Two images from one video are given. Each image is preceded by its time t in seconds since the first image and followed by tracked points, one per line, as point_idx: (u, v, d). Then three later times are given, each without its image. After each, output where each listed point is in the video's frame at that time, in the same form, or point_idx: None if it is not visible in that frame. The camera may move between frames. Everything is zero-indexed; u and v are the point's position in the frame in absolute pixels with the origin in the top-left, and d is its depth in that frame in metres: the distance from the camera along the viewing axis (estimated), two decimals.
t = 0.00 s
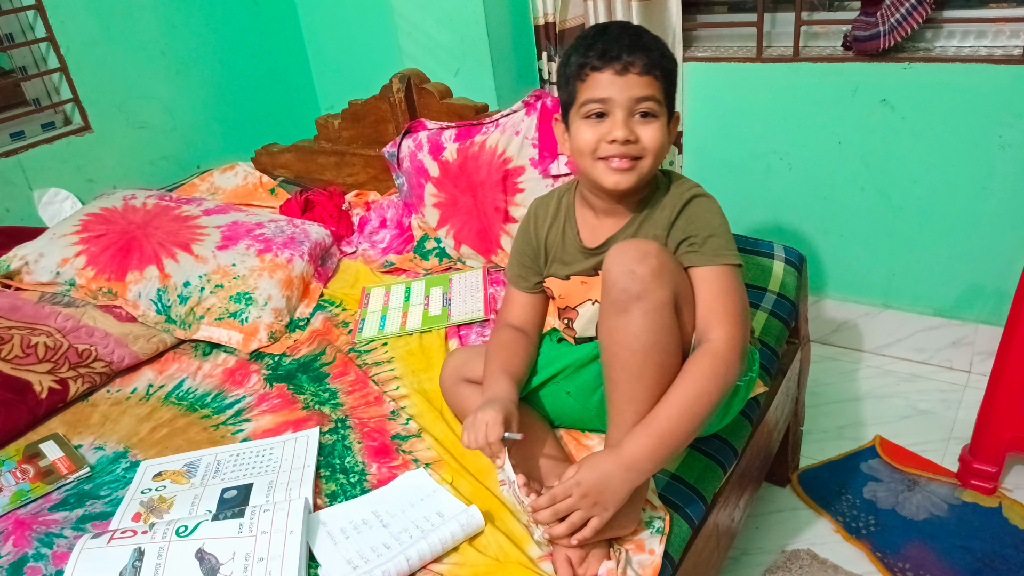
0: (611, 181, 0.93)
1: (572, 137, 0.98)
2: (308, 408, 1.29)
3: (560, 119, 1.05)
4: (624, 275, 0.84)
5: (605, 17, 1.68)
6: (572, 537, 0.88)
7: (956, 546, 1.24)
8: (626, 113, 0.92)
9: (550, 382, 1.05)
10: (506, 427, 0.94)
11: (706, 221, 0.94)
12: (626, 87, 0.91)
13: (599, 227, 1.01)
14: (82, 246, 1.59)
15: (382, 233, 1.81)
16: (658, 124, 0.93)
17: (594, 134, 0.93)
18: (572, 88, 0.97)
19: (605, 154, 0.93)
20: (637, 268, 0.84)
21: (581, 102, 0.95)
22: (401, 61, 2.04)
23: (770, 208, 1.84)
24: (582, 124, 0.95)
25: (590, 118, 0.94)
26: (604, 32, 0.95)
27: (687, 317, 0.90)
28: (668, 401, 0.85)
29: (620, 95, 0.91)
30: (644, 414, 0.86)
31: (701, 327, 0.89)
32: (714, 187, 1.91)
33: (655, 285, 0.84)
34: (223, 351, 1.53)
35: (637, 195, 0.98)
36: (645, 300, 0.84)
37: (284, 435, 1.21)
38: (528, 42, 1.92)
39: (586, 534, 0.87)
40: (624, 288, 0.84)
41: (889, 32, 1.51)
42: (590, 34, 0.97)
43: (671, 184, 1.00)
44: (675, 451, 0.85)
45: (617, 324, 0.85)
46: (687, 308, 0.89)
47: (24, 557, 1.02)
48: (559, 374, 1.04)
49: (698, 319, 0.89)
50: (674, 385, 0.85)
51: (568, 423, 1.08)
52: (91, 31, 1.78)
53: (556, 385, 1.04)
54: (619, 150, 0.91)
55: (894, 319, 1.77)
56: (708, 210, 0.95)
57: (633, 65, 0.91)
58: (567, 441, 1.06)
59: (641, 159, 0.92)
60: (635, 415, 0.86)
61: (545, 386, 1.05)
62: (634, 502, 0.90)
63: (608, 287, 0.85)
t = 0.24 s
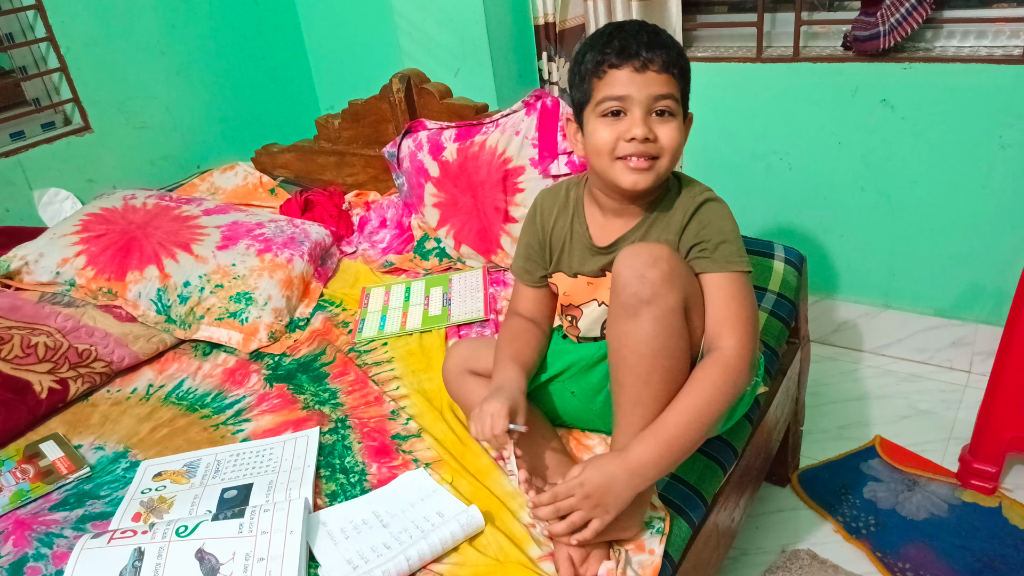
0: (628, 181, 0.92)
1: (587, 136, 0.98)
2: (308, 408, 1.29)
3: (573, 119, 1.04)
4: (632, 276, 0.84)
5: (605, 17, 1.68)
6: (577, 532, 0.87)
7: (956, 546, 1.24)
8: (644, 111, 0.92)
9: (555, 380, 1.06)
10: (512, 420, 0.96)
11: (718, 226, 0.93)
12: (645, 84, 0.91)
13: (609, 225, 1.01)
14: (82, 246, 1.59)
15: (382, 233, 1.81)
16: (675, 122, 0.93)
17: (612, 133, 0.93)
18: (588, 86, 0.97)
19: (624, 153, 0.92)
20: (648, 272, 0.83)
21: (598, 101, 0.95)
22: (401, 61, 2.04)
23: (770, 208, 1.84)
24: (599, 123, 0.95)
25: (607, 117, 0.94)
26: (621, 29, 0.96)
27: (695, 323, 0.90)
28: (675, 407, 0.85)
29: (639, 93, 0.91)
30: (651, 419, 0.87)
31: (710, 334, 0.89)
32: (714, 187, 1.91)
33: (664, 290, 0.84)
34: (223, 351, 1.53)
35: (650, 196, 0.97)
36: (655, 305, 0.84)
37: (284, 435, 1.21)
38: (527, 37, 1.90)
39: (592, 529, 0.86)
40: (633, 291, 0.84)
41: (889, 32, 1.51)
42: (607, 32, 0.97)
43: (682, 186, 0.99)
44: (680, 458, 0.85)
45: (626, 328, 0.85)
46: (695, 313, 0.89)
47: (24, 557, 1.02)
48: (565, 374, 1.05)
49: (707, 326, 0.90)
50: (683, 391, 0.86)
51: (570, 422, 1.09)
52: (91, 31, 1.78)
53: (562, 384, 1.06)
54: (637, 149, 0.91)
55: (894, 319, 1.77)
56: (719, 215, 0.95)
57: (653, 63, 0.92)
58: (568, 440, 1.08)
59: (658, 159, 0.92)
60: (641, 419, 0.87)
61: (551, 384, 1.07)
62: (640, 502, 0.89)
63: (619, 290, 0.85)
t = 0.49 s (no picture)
0: (623, 187, 0.93)
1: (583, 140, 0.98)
2: (308, 408, 1.29)
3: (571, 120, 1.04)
4: (640, 280, 0.83)
5: (605, 17, 1.68)
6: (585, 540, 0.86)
7: (956, 546, 1.24)
8: (637, 117, 0.92)
9: (553, 382, 1.08)
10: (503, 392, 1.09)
11: (720, 227, 0.93)
12: (637, 90, 0.91)
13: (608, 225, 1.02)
14: (82, 246, 1.59)
15: (382, 233, 1.82)
16: (670, 125, 0.92)
17: (605, 140, 0.93)
18: (582, 92, 0.97)
19: (618, 160, 0.93)
20: (657, 277, 0.83)
21: (591, 105, 0.95)
22: (401, 61, 2.04)
23: (770, 208, 1.84)
24: (593, 128, 0.95)
25: (601, 122, 0.94)
26: (613, 31, 0.94)
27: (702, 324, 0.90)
28: (686, 410, 0.86)
29: (631, 99, 0.91)
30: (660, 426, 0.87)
31: (717, 336, 0.90)
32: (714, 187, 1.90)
33: (674, 295, 0.83)
34: (223, 351, 1.53)
35: (649, 197, 0.97)
36: (664, 311, 0.83)
37: (284, 435, 1.21)
38: (527, 37, 1.91)
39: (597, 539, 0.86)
40: (643, 297, 0.83)
41: (889, 32, 1.51)
42: (599, 34, 0.95)
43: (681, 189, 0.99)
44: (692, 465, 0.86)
45: (635, 334, 0.85)
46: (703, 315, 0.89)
47: (24, 557, 1.02)
48: (563, 376, 1.07)
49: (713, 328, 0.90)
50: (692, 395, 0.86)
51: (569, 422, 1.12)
52: (91, 31, 1.78)
53: (560, 386, 1.08)
54: (630, 156, 0.91)
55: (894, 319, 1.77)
56: (718, 217, 0.94)
57: (644, 68, 0.91)
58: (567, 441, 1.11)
59: (653, 164, 0.92)
60: (646, 426, 0.87)
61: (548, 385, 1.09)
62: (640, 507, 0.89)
63: (627, 296, 0.85)
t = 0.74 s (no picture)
0: (606, 179, 0.94)
1: (569, 131, 0.99)
2: (308, 408, 1.29)
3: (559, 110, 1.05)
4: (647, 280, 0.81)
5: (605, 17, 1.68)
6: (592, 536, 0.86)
7: (956, 546, 1.24)
8: (620, 111, 0.91)
9: (550, 385, 1.09)
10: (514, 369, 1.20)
11: (706, 222, 0.92)
12: (619, 84, 0.91)
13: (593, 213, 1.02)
14: (82, 246, 1.59)
15: (382, 233, 1.82)
16: (654, 118, 0.92)
17: (588, 133, 0.93)
18: (567, 83, 0.97)
19: (600, 153, 0.93)
20: (664, 277, 0.81)
21: (575, 98, 0.95)
22: (401, 61, 2.04)
23: (770, 208, 1.84)
24: (577, 120, 0.96)
25: (584, 115, 0.94)
26: (599, 24, 0.94)
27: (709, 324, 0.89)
28: (693, 407, 0.86)
29: (613, 93, 0.91)
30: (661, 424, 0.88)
31: (727, 333, 0.88)
32: (713, 187, 1.91)
33: (680, 296, 0.82)
34: (223, 351, 1.53)
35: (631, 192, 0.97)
36: (669, 312, 0.82)
37: (284, 435, 1.21)
38: (527, 37, 1.90)
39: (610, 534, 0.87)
40: (648, 297, 0.82)
41: (889, 32, 1.51)
42: (584, 26, 0.96)
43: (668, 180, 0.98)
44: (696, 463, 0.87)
45: (639, 333, 0.83)
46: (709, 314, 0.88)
47: (24, 557, 1.02)
48: (559, 379, 1.07)
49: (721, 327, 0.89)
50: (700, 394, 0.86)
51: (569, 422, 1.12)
52: (91, 31, 1.78)
53: (557, 388, 1.08)
54: (612, 149, 0.92)
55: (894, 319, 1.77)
56: (704, 213, 0.93)
57: (626, 62, 0.91)
58: (567, 441, 1.11)
59: (635, 158, 0.92)
60: (647, 424, 0.87)
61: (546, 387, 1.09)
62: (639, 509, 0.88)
63: (632, 295, 0.83)
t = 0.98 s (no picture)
0: (586, 159, 0.96)
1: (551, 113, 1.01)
2: (308, 408, 1.28)
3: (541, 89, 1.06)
4: (677, 282, 0.78)
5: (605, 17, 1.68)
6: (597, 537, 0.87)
7: (956, 546, 1.24)
8: (597, 93, 0.93)
9: (549, 389, 1.09)
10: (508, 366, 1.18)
11: (683, 202, 0.93)
12: (594, 66, 0.92)
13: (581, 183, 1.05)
14: (82, 246, 1.59)
15: (382, 233, 1.82)
16: (630, 100, 0.94)
17: (568, 114, 0.95)
18: (546, 65, 0.98)
19: (580, 134, 0.95)
20: (694, 281, 0.78)
21: (554, 80, 0.97)
22: (400, 61, 2.03)
23: (770, 208, 1.84)
24: (558, 102, 0.98)
25: (564, 96, 0.96)
26: (576, 5, 0.95)
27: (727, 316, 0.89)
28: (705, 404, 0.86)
29: (589, 75, 0.92)
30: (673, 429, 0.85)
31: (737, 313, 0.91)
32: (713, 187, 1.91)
33: (708, 300, 0.79)
34: (223, 351, 1.53)
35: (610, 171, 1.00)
36: (695, 316, 0.79)
37: (284, 435, 1.21)
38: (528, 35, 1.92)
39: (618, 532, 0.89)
40: (677, 301, 0.78)
41: (889, 32, 1.51)
42: (561, 7, 0.97)
43: (655, 159, 1.00)
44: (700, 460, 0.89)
45: (660, 336, 0.81)
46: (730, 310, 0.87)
47: (24, 557, 1.02)
48: (558, 383, 1.08)
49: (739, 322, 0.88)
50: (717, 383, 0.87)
51: (568, 424, 1.12)
52: (91, 31, 1.78)
53: (556, 391, 1.08)
54: (591, 131, 0.94)
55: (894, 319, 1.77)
56: (686, 191, 0.94)
57: (600, 44, 0.91)
58: (567, 441, 1.11)
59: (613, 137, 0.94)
60: (657, 431, 0.85)
61: (545, 390, 1.09)
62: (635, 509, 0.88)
63: (657, 296, 0.79)
